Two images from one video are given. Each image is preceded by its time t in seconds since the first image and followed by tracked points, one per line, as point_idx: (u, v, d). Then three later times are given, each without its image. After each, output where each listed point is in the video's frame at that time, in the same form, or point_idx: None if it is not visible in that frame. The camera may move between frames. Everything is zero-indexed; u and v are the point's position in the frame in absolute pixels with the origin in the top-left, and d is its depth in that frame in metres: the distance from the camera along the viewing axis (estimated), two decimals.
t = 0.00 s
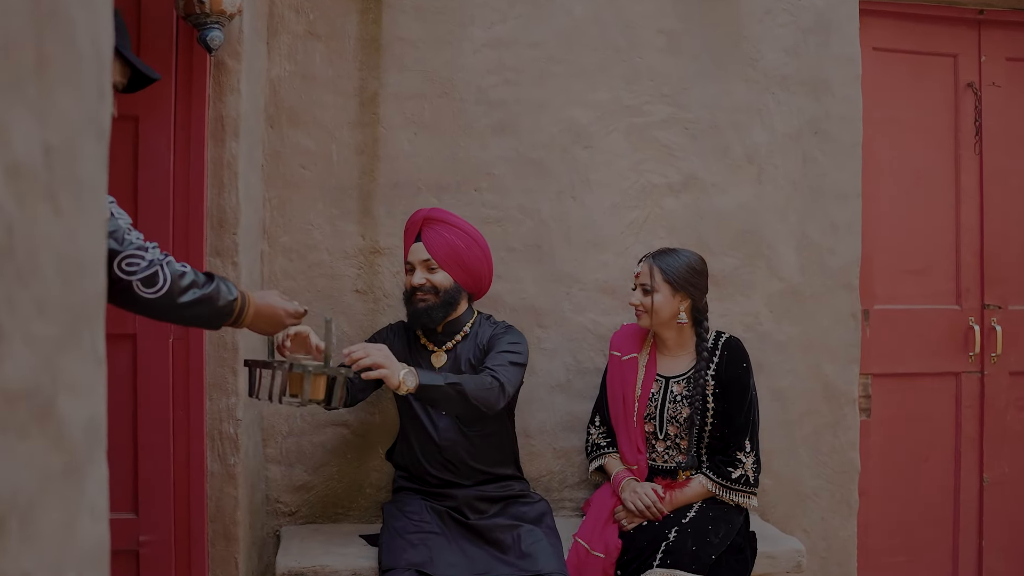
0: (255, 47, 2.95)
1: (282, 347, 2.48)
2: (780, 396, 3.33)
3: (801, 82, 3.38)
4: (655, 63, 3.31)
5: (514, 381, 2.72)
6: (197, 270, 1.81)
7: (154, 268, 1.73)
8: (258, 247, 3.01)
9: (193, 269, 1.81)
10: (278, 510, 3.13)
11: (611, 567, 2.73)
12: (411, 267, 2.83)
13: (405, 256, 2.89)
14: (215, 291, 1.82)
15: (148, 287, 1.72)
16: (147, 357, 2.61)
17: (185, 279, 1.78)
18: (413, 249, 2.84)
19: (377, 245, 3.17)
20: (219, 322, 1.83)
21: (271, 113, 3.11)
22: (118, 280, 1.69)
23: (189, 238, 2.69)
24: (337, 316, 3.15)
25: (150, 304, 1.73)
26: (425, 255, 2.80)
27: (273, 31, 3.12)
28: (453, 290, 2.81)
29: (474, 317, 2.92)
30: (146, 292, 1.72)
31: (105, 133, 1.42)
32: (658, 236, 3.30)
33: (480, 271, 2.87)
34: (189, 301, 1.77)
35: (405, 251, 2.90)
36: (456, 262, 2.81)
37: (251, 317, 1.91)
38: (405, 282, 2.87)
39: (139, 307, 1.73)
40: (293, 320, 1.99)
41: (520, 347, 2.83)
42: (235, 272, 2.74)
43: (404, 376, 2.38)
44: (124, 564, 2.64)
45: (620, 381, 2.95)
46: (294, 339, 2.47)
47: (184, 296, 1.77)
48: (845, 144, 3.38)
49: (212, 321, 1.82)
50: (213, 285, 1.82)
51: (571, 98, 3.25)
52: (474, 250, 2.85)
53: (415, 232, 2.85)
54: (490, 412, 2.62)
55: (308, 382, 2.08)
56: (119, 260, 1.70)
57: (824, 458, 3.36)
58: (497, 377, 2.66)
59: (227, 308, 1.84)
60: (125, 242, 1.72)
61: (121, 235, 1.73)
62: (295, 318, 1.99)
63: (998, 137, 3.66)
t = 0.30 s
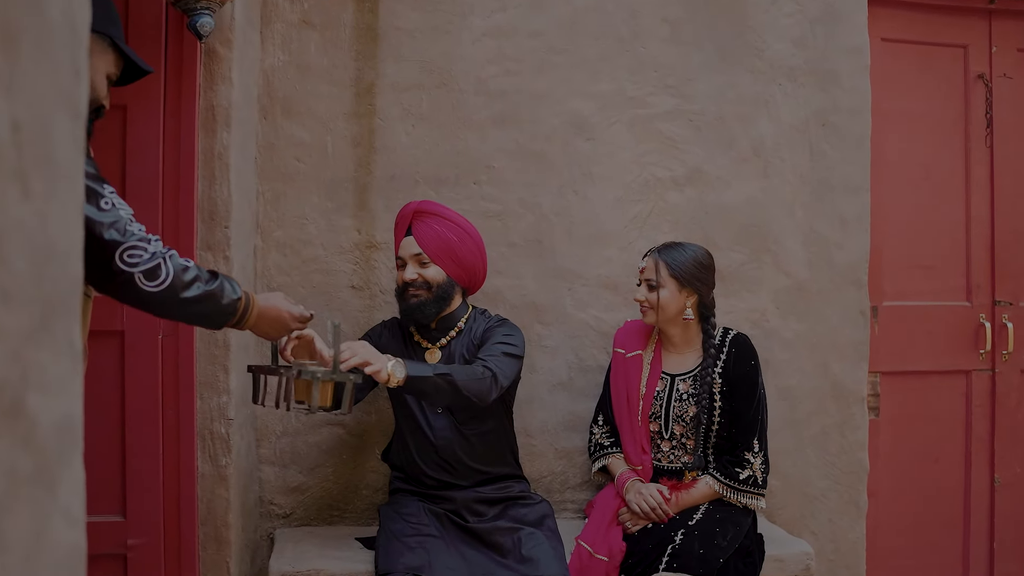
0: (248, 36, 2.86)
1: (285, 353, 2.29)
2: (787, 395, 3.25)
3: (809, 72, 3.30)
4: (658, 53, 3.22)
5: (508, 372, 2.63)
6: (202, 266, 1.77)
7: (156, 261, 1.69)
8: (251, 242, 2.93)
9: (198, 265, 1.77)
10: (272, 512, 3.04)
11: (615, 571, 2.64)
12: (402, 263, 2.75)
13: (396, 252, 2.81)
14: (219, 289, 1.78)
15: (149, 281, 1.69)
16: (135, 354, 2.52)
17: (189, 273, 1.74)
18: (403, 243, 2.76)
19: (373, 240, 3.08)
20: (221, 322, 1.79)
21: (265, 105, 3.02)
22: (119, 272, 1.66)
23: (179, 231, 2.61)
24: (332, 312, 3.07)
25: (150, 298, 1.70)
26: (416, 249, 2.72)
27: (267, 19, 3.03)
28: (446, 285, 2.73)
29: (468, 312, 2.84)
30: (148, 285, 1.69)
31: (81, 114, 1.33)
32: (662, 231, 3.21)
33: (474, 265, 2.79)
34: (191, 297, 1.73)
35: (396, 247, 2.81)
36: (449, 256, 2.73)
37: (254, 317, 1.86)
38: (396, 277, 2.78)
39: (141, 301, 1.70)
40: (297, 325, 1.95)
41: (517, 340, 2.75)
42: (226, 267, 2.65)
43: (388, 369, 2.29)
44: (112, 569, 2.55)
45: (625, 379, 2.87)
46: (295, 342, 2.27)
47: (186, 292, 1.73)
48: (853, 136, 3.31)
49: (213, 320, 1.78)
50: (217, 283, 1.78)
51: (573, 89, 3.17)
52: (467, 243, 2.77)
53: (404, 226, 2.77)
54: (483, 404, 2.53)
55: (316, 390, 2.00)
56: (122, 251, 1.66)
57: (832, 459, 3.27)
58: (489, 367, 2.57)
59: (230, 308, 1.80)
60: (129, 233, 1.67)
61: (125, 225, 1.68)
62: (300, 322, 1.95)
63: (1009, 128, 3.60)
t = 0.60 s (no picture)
0: (241, 24, 2.79)
1: (283, 366, 2.20)
2: (794, 393, 3.18)
3: (816, 63, 3.23)
4: (662, 44, 3.15)
5: (510, 370, 2.56)
6: (202, 267, 1.71)
7: (156, 256, 1.62)
8: (244, 237, 2.85)
9: (198, 265, 1.71)
10: (267, 514, 2.97)
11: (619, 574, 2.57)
12: (400, 259, 2.68)
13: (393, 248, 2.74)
14: (219, 290, 1.72)
15: (148, 277, 1.61)
16: (125, 351, 2.44)
17: (188, 272, 1.68)
18: (401, 239, 2.68)
19: (370, 235, 3.01)
20: (221, 324, 1.73)
21: (259, 96, 2.95)
22: (118, 267, 1.58)
23: (171, 225, 2.53)
24: (329, 309, 2.99)
25: (151, 295, 1.62)
26: (414, 245, 2.65)
27: (261, 9, 2.96)
28: (446, 281, 2.65)
29: (468, 308, 2.77)
30: (147, 281, 1.61)
31: (58, 93, 1.25)
32: (666, 225, 3.14)
33: (474, 260, 2.71)
34: (194, 296, 1.67)
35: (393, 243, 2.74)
36: (448, 251, 2.66)
37: (254, 324, 1.80)
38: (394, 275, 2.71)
39: (139, 298, 1.62)
40: (297, 334, 1.89)
41: (518, 337, 2.67)
42: (218, 262, 2.57)
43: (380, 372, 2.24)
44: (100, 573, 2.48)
45: (630, 376, 2.81)
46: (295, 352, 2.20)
47: (186, 291, 1.66)
48: (861, 129, 3.24)
49: (213, 321, 1.71)
50: (217, 283, 1.72)
51: (574, 80, 3.09)
52: (467, 238, 2.69)
53: (402, 221, 2.70)
54: (485, 404, 2.46)
55: (313, 404, 1.93)
56: (121, 245, 1.58)
57: (839, 458, 3.20)
58: (490, 365, 2.50)
59: (230, 309, 1.74)
60: (129, 226, 1.59)
61: (124, 219, 1.60)
62: (299, 332, 1.89)
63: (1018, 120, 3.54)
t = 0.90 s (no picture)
0: (236, 17, 2.74)
1: (278, 382, 2.11)
2: (798, 392, 3.13)
3: (820, 57, 3.19)
4: (664, 37, 3.10)
5: (509, 370, 2.51)
6: (200, 276, 1.66)
7: (152, 260, 1.57)
8: (239, 233, 2.80)
9: (196, 273, 1.67)
10: (262, 515, 2.92)
11: None
12: (400, 256, 2.62)
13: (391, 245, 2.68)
14: (215, 298, 1.67)
15: (143, 281, 1.56)
16: (117, 349, 2.39)
17: (184, 278, 1.63)
18: (400, 235, 2.63)
19: (367, 231, 2.96)
20: (214, 333, 1.67)
21: (254, 90, 2.90)
22: (113, 268, 1.54)
23: (163, 221, 2.48)
24: (325, 307, 2.94)
25: (144, 299, 1.57)
26: (412, 241, 2.60)
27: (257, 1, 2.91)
28: (445, 278, 2.60)
29: (467, 306, 2.72)
30: (141, 285, 1.56)
31: (38, 79, 1.20)
32: (668, 222, 3.09)
33: (474, 258, 2.67)
34: (189, 303, 1.62)
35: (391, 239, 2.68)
36: (448, 248, 2.61)
37: (249, 335, 1.75)
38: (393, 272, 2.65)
39: (132, 302, 1.57)
40: (289, 348, 1.84)
41: (518, 337, 2.62)
42: (211, 258, 2.52)
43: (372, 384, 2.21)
44: (91, 574, 2.42)
45: (632, 375, 2.76)
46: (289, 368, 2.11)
47: (181, 296, 1.62)
48: (865, 124, 3.19)
49: (206, 330, 1.66)
50: (213, 292, 1.67)
51: (575, 74, 3.05)
52: (466, 234, 2.65)
53: (402, 217, 2.64)
54: (483, 406, 2.41)
55: (306, 420, 1.88)
56: (116, 247, 1.54)
57: (844, 459, 3.15)
58: (488, 366, 2.45)
59: (225, 320, 1.69)
60: (126, 228, 1.55)
61: (121, 219, 1.55)
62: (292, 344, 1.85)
63: None
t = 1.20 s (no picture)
0: (233, 14, 2.72)
1: (272, 387, 2.14)
2: (798, 392, 3.11)
3: (820, 55, 3.17)
4: (664, 34, 3.09)
5: (506, 370, 2.49)
6: (195, 278, 1.65)
7: (148, 263, 1.56)
8: (236, 232, 2.78)
9: (191, 276, 1.65)
10: (260, 515, 2.90)
11: None
12: (398, 254, 2.61)
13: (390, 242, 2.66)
14: (210, 303, 1.66)
15: (138, 283, 1.55)
16: (114, 348, 2.37)
17: (180, 281, 1.62)
18: (399, 233, 2.62)
19: (365, 230, 2.94)
20: (209, 337, 1.66)
21: (251, 88, 2.88)
22: (108, 271, 1.52)
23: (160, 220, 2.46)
24: (323, 307, 2.92)
25: (140, 302, 1.56)
26: (411, 239, 2.58)
27: None
28: (444, 277, 2.59)
29: (466, 305, 2.70)
30: (137, 288, 1.55)
31: (33, 74, 1.19)
32: (668, 221, 3.08)
33: (473, 257, 2.65)
34: (185, 307, 1.61)
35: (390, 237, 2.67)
36: (447, 246, 2.59)
37: (244, 339, 1.75)
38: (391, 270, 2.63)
39: (126, 304, 1.56)
40: (283, 352, 1.84)
41: (516, 337, 2.60)
42: (209, 256, 2.50)
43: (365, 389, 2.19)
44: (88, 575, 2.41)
45: (632, 375, 2.75)
46: (284, 369, 2.13)
47: (176, 300, 1.61)
48: (866, 122, 3.18)
49: (202, 334, 1.65)
50: (209, 296, 1.66)
51: (574, 72, 3.03)
52: (466, 232, 2.63)
53: (401, 215, 2.63)
54: (477, 407, 2.39)
55: (298, 423, 1.86)
56: (113, 249, 1.52)
57: (845, 458, 3.14)
58: (483, 368, 2.43)
59: (220, 324, 1.68)
60: (123, 230, 1.53)
61: (118, 221, 1.54)
62: (287, 348, 1.85)
63: None
